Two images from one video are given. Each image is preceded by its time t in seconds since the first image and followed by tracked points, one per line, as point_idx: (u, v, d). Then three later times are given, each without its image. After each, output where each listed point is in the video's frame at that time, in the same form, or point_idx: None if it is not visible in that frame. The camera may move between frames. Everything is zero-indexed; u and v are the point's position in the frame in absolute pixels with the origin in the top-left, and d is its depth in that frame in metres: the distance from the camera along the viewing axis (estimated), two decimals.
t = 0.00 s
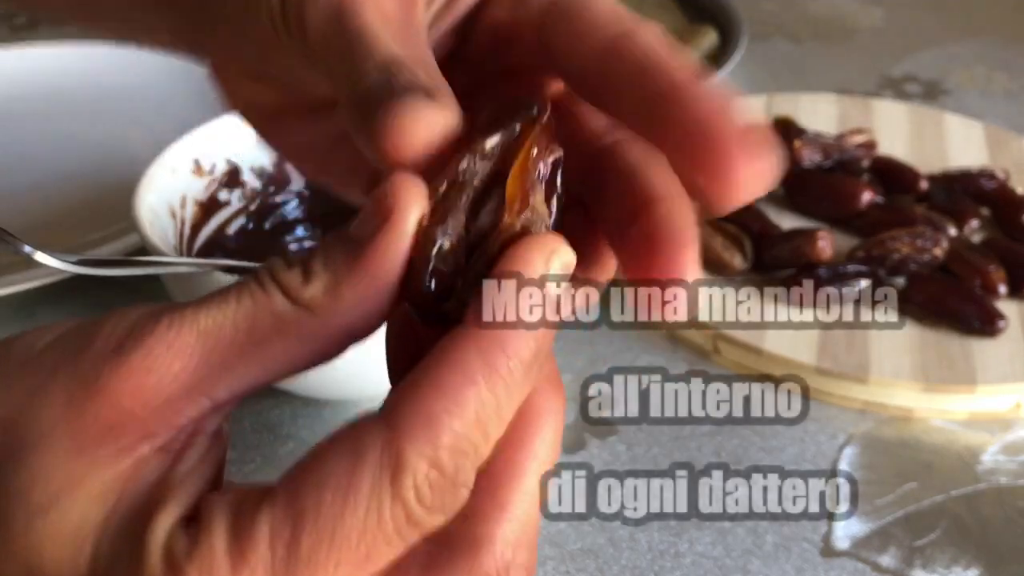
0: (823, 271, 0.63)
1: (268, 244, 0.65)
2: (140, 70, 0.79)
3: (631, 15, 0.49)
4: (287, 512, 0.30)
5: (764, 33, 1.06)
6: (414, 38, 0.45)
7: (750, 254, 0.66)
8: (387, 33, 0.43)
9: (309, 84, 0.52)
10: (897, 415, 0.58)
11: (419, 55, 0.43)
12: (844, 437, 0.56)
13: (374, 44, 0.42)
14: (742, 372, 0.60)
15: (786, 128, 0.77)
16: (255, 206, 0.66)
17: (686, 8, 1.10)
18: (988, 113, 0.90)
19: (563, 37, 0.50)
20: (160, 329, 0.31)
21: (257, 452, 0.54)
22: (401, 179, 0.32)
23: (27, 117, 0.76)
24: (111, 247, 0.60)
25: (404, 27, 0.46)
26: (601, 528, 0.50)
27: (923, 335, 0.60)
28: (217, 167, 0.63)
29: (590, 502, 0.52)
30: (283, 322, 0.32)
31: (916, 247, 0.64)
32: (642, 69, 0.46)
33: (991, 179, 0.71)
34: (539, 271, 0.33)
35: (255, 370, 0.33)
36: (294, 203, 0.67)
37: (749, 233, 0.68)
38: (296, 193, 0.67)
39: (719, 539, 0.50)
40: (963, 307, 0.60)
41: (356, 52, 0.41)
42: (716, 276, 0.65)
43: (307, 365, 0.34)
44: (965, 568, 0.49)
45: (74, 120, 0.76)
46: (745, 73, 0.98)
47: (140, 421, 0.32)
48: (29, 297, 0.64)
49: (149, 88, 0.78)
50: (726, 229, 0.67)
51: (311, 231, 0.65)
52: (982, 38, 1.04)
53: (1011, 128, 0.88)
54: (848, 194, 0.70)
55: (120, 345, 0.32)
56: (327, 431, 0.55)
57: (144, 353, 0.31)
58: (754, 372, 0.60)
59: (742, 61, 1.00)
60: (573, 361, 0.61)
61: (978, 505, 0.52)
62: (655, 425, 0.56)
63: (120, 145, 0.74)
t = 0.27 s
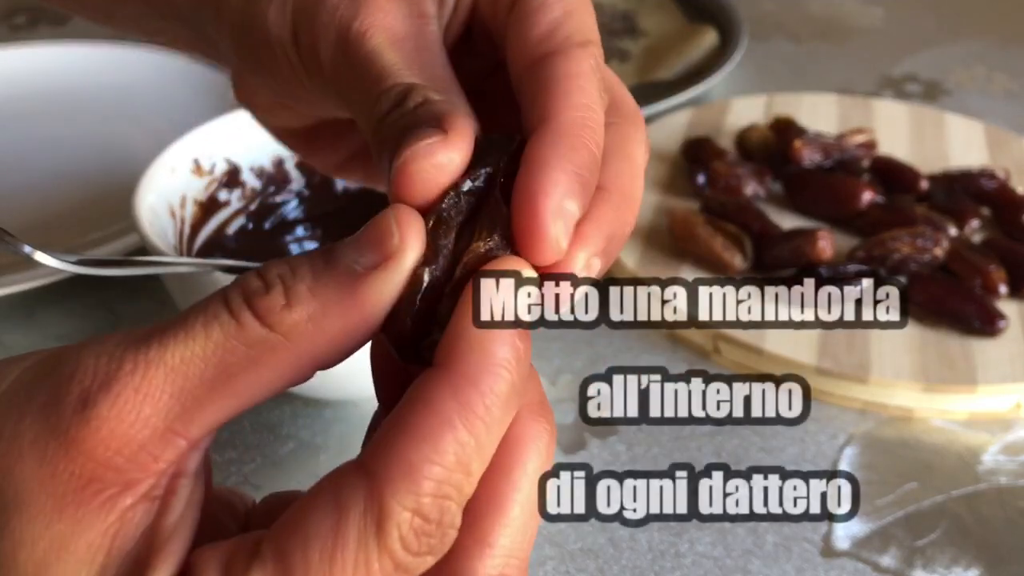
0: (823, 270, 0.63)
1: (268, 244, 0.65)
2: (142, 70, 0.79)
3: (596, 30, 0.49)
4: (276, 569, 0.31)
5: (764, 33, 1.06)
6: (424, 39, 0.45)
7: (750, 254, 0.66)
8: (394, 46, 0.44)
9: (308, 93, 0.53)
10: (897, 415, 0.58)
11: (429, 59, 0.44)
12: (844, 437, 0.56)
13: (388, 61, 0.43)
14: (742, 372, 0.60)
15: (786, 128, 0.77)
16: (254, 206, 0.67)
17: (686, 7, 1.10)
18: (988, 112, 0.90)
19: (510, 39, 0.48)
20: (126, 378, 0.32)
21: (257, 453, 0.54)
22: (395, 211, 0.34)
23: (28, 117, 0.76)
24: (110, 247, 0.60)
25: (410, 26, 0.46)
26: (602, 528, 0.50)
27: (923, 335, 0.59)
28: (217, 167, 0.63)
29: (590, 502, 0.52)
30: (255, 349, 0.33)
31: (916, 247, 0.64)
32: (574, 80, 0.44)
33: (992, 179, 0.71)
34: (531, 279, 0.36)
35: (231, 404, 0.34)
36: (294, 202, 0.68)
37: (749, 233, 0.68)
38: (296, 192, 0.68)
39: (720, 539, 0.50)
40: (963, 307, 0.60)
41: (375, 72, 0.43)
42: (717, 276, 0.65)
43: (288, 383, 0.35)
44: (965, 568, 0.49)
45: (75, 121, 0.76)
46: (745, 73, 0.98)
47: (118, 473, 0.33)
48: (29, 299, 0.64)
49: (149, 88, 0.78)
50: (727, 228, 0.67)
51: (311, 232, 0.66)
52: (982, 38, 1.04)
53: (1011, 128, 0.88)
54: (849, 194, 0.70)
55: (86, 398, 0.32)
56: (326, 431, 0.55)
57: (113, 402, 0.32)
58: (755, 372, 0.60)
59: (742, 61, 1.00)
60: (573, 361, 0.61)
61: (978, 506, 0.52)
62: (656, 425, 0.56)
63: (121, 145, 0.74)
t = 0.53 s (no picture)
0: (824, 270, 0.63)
1: (268, 245, 0.64)
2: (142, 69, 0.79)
3: (592, 66, 0.50)
4: None
5: (764, 33, 1.06)
6: (414, 73, 0.44)
7: (750, 254, 0.66)
8: (389, 82, 0.43)
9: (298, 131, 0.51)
10: (897, 415, 0.58)
11: (422, 101, 0.43)
12: (844, 437, 0.56)
13: (384, 98, 0.42)
14: (742, 372, 0.60)
15: (785, 129, 0.77)
16: (254, 207, 0.66)
17: (686, 7, 1.09)
18: (989, 112, 0.90)
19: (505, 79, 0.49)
20: (131, 408, 0.33)
21: (257, 453, 0.54)
22: (409, 252, 0.33)
23: (28, 117, 0.76)
24: (109, 247, 0.60)
25: (401, 61, 0.45)
26: (602, 528, 0.50)
27: (924, 335, 0.59)
28: (217, 167, 0.64)
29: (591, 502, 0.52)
30: (265, 388, 0.33)
31: (916, 248, 0.64)
32: (570, 112, 0.45)
33: (992, 179, 0.71)
34: (531, 278, 0.38)
35: (236, 437, 0.34)
36: (293, 203, 0.66)
37: (749, 233, 0.68)
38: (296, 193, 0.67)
39: (720, 539, 0.50)
40: (963, 307, 0.60)
41: (369, 110, 0.41)
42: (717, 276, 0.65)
43: (292, 424, 0.35)
44: (965, 569, 0.49)
45: (76, 120, 0.76)
46: (745, 73, 0.98)
47: (120, 501, 0.34)
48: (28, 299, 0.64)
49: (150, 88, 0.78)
50: (726, 228, 0.67)
51: (311, 232, 0.64)
52: (982, 37, 1.04)
53: (1011, 128, 0.88)
54: (849, 193, 0.70)
55: (89, 425, 0.33)
56: (327, 431, 0.55)
57: (119, 431, 0.32)
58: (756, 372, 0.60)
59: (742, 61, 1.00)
60: (573, 361, 0.61)
61: (979, 506, 0.52)
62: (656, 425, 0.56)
63: (121, 145, 0.74)
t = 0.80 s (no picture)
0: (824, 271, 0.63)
1: (267, 246, 0.63)
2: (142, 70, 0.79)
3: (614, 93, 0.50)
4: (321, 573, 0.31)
5: (764, 33, 1.06)
6: (457, 117, 0.44)
7: (750, 255, 0.66)
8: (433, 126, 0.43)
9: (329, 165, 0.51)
10: (897, 415, 0.58)
11: (471, 140, 0.43)
12: (844, 438, 0.56)
13: (433, 143, 0.42)
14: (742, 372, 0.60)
15: (785, 128, 0.77)
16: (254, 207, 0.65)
17: (686, 7, 1.09)
18: (988, 112, 0.90)
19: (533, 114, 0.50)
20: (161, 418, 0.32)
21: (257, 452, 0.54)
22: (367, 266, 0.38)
23: (28, 117, 0.76)
24: (109, 247, 0.60)
25: (440, 104, 0.44)
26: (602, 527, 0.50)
27: (924, 335, 0.59)
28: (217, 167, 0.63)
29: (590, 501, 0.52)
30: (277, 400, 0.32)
31: (916, 248, 0.64)
32: (603, 140, 0.46)
33: (992, 180, 0.71)
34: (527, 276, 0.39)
35: (264, 449, 0.32)
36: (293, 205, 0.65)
37: (749, 233, 0.68)
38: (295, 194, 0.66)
39: (720, 539, 0.50)
40: (963, 307, 0.60)
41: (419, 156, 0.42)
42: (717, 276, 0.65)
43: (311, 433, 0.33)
44: (965, 568, 0.49)
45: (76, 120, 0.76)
46: (745, 73, 0.98)
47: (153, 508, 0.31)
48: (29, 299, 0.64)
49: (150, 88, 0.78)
50: (726, 228, 0.67)
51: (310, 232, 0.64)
52: (982, 37, 1.04)
53: (1011, 128, 0.88)
54: (849, 193, 0.70)
55: (122, 441, 0.32)
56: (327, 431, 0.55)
57: (153, 439, 0.32)
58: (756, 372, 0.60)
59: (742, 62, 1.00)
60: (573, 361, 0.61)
61: (978, 506, 0.52)
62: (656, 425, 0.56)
63: (121, 146, 0.74)
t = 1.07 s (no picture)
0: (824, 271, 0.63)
1: (268, 245, 0.65)
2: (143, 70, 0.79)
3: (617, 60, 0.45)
4: (310, 524, 0.30)
5: (764, 33, 1.06)
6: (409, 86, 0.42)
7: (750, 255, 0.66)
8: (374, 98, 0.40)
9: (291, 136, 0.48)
10: (897, 415, 0.58)
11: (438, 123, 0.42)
12: (843, 438, 0.56)
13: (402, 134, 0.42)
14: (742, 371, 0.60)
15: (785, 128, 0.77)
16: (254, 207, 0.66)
17: (686, 7, 1.10)
18: (988, 112, 0.91)
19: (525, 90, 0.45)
20: (175, 375, 0.33)
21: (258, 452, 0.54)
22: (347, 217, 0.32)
23: (30, 117, 0.76)
24: (109, 247, 0.60)
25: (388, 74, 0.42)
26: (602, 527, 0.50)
27: (923, 335, 0.59)
28: (217, 167, 0.63)
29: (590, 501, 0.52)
30: (311, 369, 0.33)
31: (915, 247, 0.65)
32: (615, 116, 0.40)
33: (991, 179, 0.71)
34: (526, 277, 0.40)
35: (269, 419, 0.33)
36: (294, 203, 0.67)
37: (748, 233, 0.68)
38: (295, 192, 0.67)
39: (720, 539, 0.50)
40: (963, 307, 0.60)
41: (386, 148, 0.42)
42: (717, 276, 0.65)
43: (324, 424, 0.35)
44: (964, 568, 0.49)
45: (77, 120, 0.76)
46: (745, 73, 0.98)
47: (150, 463, 0.32)
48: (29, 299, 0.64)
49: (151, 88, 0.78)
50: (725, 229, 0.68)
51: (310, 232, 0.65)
52: (981, 37, 1.04)
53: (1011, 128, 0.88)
54: (849, 194, 0.70)
55: (127, 401, 0.33)
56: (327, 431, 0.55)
57: (160, 398, 0.33)
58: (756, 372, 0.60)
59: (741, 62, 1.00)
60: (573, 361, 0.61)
61: (978, 505, 0.52)
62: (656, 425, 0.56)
63: (121, 145, 0.74)
